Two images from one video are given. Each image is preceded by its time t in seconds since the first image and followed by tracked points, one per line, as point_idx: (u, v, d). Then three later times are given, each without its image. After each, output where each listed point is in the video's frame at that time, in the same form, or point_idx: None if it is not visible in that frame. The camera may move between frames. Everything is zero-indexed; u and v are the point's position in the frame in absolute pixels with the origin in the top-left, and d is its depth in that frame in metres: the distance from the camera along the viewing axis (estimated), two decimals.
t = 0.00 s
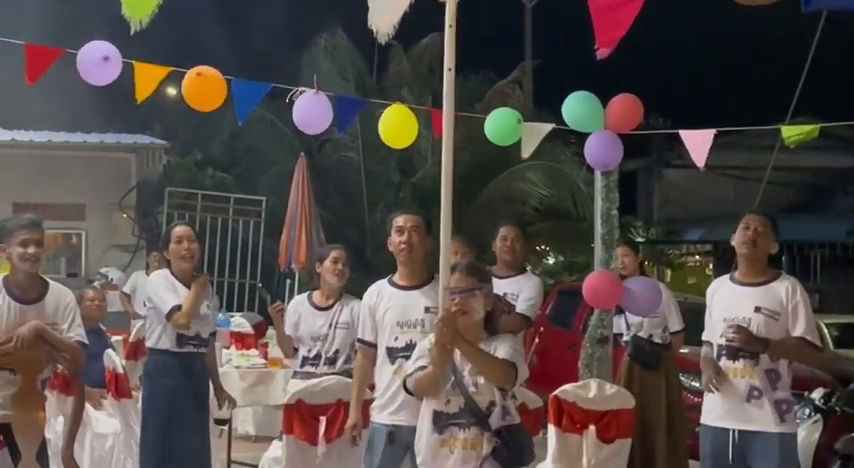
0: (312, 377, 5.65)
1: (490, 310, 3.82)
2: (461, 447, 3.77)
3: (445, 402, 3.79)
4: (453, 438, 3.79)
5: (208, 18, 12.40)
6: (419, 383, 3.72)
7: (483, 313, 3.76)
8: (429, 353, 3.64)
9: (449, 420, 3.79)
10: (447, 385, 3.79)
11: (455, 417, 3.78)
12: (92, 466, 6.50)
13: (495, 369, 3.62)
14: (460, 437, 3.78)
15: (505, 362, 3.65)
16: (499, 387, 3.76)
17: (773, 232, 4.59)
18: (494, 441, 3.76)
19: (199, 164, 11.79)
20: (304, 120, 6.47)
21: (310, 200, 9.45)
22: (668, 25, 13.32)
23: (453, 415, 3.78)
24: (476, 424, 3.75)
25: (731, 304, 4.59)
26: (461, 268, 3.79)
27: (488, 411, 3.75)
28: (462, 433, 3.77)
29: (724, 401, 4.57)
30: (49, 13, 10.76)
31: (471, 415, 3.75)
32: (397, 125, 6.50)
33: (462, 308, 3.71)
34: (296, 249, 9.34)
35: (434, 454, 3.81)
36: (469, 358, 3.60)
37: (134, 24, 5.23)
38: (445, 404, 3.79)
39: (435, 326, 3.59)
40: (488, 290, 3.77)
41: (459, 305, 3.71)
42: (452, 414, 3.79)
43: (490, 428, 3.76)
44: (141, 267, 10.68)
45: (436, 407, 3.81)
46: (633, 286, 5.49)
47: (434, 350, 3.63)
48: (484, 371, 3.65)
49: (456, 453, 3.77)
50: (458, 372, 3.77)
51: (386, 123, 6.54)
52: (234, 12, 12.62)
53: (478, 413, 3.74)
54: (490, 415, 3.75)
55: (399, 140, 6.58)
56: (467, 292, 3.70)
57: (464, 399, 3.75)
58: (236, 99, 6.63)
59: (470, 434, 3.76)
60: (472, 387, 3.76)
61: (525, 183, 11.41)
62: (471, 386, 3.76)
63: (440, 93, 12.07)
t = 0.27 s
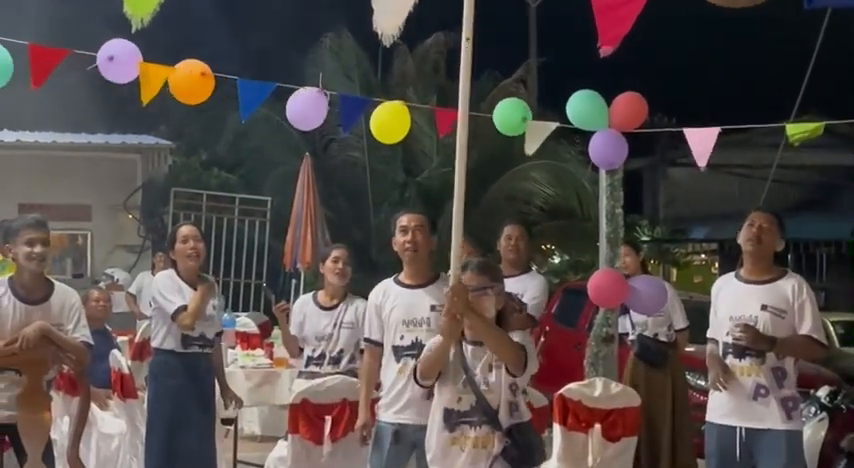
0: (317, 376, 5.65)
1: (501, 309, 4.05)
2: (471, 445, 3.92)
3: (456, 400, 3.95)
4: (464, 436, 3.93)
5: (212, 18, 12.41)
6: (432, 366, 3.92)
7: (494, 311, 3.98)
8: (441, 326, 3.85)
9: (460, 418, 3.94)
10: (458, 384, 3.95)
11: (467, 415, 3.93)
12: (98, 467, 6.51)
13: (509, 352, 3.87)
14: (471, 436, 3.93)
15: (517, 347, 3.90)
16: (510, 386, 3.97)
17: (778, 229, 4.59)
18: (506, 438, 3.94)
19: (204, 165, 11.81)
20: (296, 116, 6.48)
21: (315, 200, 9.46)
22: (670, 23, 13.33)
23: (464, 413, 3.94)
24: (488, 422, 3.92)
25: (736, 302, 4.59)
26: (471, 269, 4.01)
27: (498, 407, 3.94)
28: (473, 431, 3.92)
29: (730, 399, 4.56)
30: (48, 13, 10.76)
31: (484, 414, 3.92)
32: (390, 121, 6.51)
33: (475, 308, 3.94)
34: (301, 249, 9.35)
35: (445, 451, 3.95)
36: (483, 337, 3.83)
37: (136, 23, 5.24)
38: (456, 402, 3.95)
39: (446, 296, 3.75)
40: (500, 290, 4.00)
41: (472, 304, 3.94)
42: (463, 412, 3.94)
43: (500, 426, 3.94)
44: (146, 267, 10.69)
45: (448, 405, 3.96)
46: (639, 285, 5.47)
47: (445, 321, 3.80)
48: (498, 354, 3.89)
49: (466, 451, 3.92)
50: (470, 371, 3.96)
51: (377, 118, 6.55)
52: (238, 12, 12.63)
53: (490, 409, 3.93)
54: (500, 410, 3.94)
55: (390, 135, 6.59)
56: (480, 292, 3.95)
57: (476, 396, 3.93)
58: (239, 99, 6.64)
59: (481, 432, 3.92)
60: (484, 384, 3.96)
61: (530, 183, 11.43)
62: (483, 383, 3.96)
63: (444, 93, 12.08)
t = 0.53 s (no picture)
0: (319, 377, 5.64)
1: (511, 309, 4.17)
2: (483, 445, 4.05)
3: (467, 400, 4.07)
4: (475, 435, 4.06)
5: (214, 18, 12.41)
6: (439, 352, 4.05)
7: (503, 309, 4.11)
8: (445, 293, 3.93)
9: (471, 418, 4.06)
10: (468, 384, 4.08)
11: (478, 415, 4.05)
12: None
13: (518, 332, 3.98)
14: (483, 435, 4.05)
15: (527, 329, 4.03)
16: (519, 381, 4.08)
17: (781, 227, 4.57)
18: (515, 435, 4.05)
19: (206, 165, 11.82)
20: (295, 114, 6.47)
21: (317, 200, 9.46)
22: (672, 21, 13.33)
23: (475, 413, 4.06)
24: (498, 421, 4.04)
25: (739, 301, 4.59)
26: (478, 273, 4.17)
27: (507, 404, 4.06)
28: (483, 430, 4.05)
29: (733, 399, 4.57)
30: (50, 14, 10.77)
31: (492, 412, 4.04)
32: (387, 120, 6.50)
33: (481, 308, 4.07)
34: (303, 249, 9.36)
35: (455, 450, 4.07)
36: (494, 309, 3.94)
37: (136, 20, 5.24)
38: (467, 402, 4.07)
39: (453, 265, 3.85)
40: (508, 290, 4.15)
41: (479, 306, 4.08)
42: (473, 412, 4.06)
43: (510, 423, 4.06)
44: (149, 268, 10.69)
45: (458, 405, 4.08)
46: (640, 283, 5.47)
47: (452, 292, 3.88)
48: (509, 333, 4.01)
49: (477, 450, 4.04)
50: (480, 371, 4.08)
51: (374, 117, 6.56)
52: (239, 12, 12.63)
53: (499, 406, 4.04)
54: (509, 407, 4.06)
55: (388, 133, 6.58)
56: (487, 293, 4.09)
57: (486, 395, 4.05)
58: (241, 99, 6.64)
59: (491, 431, 4.05)
60: (495, 383, 4.08)
61: (532, 181, 11.44)
62: (492, 382, 4.08)
63: (446, 92, 12.09)
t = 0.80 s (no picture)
0: (320, 377, 5.64)
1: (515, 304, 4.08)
2: (488, 442, 3.92)
3: (471, 398, 3.96)
4: (480, 433, 3.94)
5: (212, 18, 12.40)
6: (447, 337, 3.96)
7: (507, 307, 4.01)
8: (452, 260, 3.83)
9: (476, 416, 3.95)
10: (473, 382, 3.97)
11: (482, 413, 3.94)
12: None
13: (520, 316, 3.91)
14: (487, 432, 3.93)
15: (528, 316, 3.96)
16: (521, 375, 3.97)
17: (781, 226, 4.56)
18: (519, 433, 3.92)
19: (206, 166, 11.82)
20: (304, 118, 6.49)
21: (317, 201, 9.46)
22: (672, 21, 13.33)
23: (480, 411, 3.95)
24: (502, 418, 3.92)
25: (740, 300, 4.59)
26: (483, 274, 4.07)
27: (509, 400, 3.94)
28: (487, 427, 3.92)
29: (734, 398, 4.57)
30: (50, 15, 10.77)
31: (496, 408, 3.92)
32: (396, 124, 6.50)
33: (487, 307, 3.99)
34: (304, 250, 9.36)
35: (461, 448, 3.96)
36: (495, 285, 3.86)
37: (137, 23, 5.24)
38: (472, 401, 3.96)
39: (459, 231, 3.72)
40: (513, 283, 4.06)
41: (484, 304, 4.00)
42: (478, 410, 3.95)
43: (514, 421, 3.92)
44: (149, 269, 10.70)
45: (463, 403, 3.97)
46: (641, 282, 5.46)
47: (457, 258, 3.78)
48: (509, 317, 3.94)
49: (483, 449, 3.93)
50: (484, 371, 3.98)
51: (384, 121, 6.56)
52: (239, 12, 12.62)
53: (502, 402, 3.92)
54: (512, 404, 3.94)
55: (397, 138, 6.60)
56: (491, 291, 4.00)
57: (489, 393, 3.94)
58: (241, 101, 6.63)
59: (493, 429, 3.92)
60: (498, 380, 3.97)
61: (532, 181, 11.53)
62: (496, 379, 3.97)
63: (446, 92, 12.09)
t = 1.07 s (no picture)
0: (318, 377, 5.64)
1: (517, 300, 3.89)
2: (487, 440, 3.78)
3: (471, 396, 3.81)
4: (480, 432, 3.79)
5: (209, 19, 12.40)
6: (448, 330, 3.80)
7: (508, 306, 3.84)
8: (452, 243, 3.69)
9: (475, 414, 3.80)
10: (473, 380, 3.82)
11: (482, 411, 3.79)
12: None
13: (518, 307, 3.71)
14: (486, 430, 3.79)
15: (527, 307, 3.77)
16: (519, 372, 3.78)
17: (778, 224, 4.57)
18: (518, 433, 3.75)
19: (204, 166, 11.82)
20: (309, 123, 6.50)
21: (314, 201, 9.46)
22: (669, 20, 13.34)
23: (480, 409, 3.80)
24: (500, 416, 3.75)
25: (737, 299, 4.59)
26: (485, 271, 3.90)
27: (508, 398, 3.76)
28: (485, 425, 3.78)
29: (733, 397, 4.57)
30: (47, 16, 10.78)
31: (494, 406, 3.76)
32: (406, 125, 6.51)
33: (486, 307, 3.82)
34: (301, 249, 9.36)
35: (461, 448, 3.82)
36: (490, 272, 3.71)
37: (136, 26, 5.25)
38: (471, 398, 3.81)
39: (461, 211, 3.62)
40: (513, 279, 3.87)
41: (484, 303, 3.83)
42: (478, 408, 3.80)
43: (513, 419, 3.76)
44: (147, 269, 10.70)
45: (463, 401, 3.82)
46: (639, 281, 5.47)
47: (456, 239, 3.64)
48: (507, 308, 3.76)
49: (482, 449, 3.78)
50: (484, 368, 3.81)
51: (394, 122, 6.56)
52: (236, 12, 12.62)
53: (499, 400, 3.75)
54: (510, 401, 3.76)
55: (408, 139, 6.61)
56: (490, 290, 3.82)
57: (488, 391, 3.78)
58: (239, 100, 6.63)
59: (492, 427, 3.78)
60: (496, 378, 3.79)
61: (529, 180, 11.49)
62: (494, 376, 3.79)
63: (443, 92, 12.09)
